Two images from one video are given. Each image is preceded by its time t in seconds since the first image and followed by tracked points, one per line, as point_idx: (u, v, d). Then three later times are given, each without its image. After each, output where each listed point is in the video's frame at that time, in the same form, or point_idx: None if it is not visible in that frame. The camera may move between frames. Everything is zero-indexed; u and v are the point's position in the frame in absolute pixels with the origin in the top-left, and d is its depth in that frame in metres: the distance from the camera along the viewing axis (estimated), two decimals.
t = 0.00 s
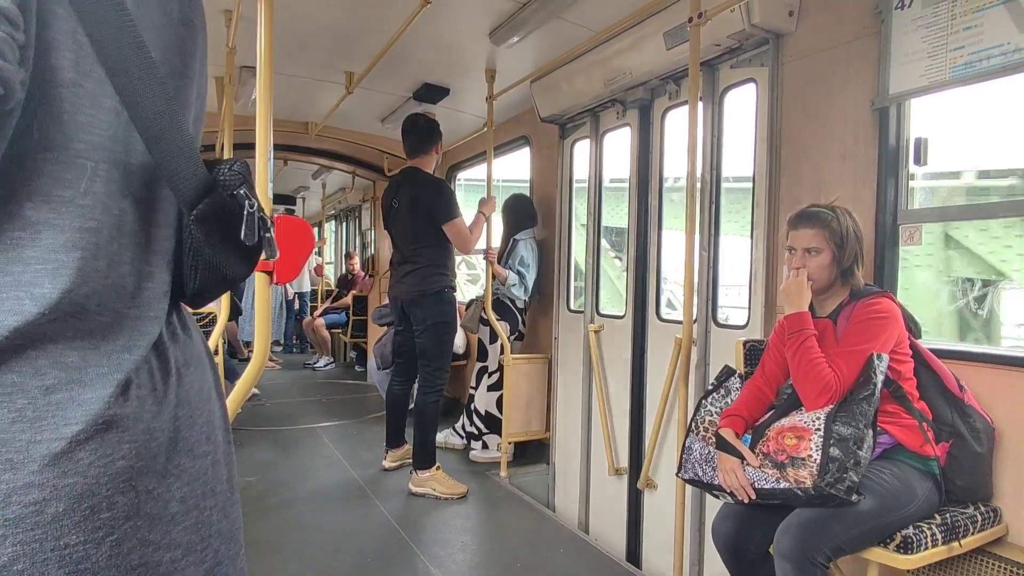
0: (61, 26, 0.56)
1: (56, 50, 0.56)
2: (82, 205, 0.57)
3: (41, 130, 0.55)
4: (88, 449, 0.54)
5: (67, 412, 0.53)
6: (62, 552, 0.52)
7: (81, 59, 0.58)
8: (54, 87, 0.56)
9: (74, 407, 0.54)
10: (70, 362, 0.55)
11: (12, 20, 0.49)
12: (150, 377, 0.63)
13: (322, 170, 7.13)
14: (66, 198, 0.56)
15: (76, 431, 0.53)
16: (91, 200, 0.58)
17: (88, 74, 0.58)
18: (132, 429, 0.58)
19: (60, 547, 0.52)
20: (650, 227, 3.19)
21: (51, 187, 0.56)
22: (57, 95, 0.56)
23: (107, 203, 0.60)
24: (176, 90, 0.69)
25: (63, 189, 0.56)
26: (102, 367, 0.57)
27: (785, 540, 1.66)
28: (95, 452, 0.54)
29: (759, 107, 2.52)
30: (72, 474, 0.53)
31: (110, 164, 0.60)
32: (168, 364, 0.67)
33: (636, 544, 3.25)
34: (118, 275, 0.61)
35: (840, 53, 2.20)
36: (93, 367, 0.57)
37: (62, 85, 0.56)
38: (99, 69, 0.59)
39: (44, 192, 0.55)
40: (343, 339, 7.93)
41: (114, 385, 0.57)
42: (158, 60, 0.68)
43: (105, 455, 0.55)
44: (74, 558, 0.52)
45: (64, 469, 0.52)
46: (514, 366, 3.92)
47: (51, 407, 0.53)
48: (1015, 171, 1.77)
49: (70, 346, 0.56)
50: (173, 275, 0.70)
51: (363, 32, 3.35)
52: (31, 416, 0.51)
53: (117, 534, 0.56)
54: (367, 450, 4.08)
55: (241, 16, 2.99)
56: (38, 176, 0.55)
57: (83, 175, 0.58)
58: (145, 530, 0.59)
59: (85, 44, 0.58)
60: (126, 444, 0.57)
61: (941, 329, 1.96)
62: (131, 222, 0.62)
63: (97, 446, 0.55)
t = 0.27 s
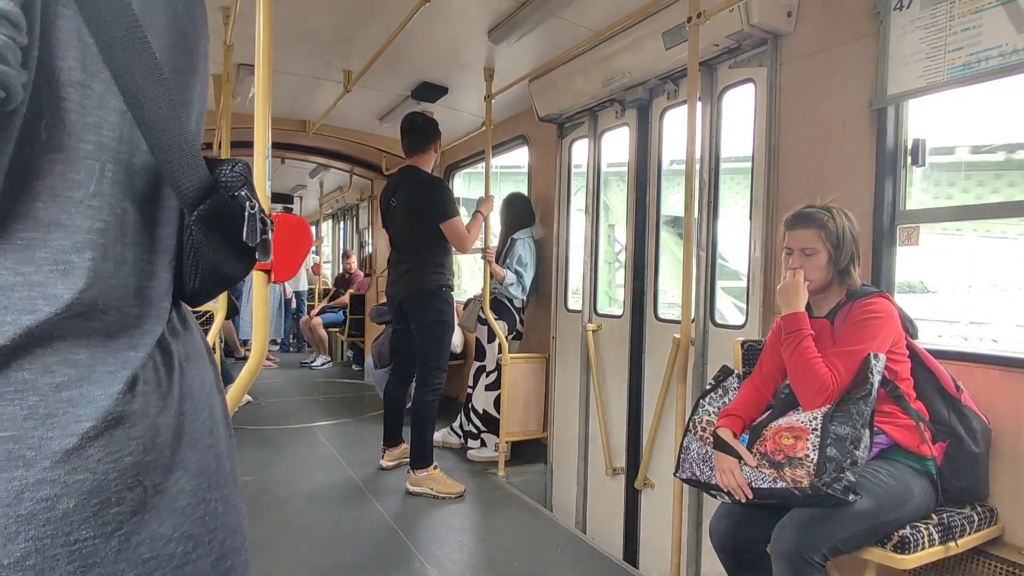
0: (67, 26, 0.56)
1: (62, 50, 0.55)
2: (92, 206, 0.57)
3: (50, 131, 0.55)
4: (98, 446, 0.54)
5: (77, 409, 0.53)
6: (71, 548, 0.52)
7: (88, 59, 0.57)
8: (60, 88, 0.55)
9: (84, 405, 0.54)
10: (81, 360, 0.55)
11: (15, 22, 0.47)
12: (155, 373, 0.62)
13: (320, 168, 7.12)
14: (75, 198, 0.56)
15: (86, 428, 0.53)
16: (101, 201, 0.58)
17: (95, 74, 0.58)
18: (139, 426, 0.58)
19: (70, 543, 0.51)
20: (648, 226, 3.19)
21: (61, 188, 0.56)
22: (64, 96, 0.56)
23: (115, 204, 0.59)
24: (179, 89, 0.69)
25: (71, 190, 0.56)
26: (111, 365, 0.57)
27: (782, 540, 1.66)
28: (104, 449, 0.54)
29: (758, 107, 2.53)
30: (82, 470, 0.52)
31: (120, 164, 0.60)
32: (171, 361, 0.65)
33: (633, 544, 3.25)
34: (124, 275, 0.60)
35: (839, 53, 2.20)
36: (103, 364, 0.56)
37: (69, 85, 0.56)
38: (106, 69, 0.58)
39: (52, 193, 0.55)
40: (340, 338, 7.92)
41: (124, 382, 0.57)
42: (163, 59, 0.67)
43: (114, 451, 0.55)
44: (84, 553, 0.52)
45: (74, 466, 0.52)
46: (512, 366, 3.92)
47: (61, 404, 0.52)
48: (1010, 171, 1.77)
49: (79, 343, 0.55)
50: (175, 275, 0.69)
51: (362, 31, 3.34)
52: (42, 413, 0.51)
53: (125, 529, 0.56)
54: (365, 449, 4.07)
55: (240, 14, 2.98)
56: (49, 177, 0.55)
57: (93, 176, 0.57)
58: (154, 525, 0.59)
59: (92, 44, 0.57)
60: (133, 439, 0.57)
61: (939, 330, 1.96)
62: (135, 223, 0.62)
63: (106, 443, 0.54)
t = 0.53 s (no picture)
0: (64, 23, 0.55)
1: (60, 47, 0.54)
2: (86, 204, 0.56)
3: (45, 129, 0.54)
4: (90, 444, 0.53)
5: (69, 408, 0.52)
6: (63, 547, 0.50)
7: (83, 59, 0.56)
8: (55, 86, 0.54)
9: (77, 403, 0.53)
10: (72, 358, 0.54)
11: (13, 22, 0.47)
12: (146, 372, 0.62)
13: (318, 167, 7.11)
14: (68, 196, 0.55)
15: (77, 427, 0.52)
16: (95, 199, 0.57)
17: (90, 73, 0.57)
18: (130, 425, 0.57)
19: (62, 541, 0.50)
20: (646, 226, 3.19)
21: (54, 186, 0.55)
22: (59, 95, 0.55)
23: (108, 202, 0.59)
24: (175, 88, 0.69)
25: (65, 189, 0.55)
26: (103, 364, 0.56)
27: (778, 539, 1.66)
28: (96, 448, 0.54)
29: (756, 107, 2.53)
30: (72, 469, 0.52)
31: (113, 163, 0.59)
32: (163, 360, 0.65)
33: (630, 543, 3.26)
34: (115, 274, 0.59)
35: (836, 53, 2.20)
36: (95, 363, 0.55)
37: (64, 83, 0.55)
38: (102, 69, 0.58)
39: (45, 190, 0.54)
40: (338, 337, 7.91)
41: (117, 382, 0.57)
42: (159, 57, 0.66)
43: (105, 450, 0.54)
44: (76, 551, 0.51)
45: (65, 466, 0.51)
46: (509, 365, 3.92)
47: (52, 403, 0.51)
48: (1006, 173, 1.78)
49: (71, 342, 0.54)
50: (167, 272, 0.69)
51: (360, 29, 3.34)
52: (33, 411, 0.50)
53: (117, 527, 0.55)
54: (362, 448, 4.07)
55: (237, 12, 2.97)
56: (43, 175, 0.54)
57: (86, 175, 0.57)
58: (145, 524, 0.58)
59: (88, 43, 0.57)
60: (125, 438, 0.57)
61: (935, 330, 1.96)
62: (128, 222, 0.61)
63: (98, 442, 0.54)
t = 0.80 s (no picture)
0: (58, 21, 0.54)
1: (54, 47, 0.54)
2: (77, 206, 0.56)
3: (38, 131, 0.54)
4: (81, 443, 0.53)
5: (59, 406, 0.52)
6: (56, 545, 0.50)
7: (77, 59, 0.56)
8: (51, 88, 0.54)
9: (66, 401, 0.52)
10: (63, 357, 0.53)
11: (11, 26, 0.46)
12: (137, 370, 0.62)
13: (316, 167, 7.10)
14: (59, 197, 0.55)
15: (68, 426, 0.52)
16: (86, 198, 0.57)
17: (84, 73, 0.57)
18: (121, 424, 0.57)
19: (54, 539, 0.50)
20: (644, 226, 3.19)
21: (45, 186, 0.54)
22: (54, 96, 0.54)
23: (99, 200, 0.58)
24: (169, 85, 0.68)
25: (57, 189, 0.55)
26: (93, 362, 0.56)
27: (775, 540, 1.66)
28: (87, 447, 0.53)
29: (755, 107, 2.54)
30: (64, 468, 0.51)
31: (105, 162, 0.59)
32: (154, 359, 0.65)
33: (627, 543, 3.26)
34: (106, 273, 0.59)
35: (834, 53, 2.21)
36: (85, 361, 0.55)
37: (59, 84, 0.54)
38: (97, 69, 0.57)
39: (39, 192, 0.53)
40: (335, 337, 7.91)
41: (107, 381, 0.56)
42: (152, 55, 0.66)
43: (96, 448, 0.54)
44: (67, 549, 0.50)
45: (57, 464, 0.51)
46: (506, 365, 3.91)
47: (43, 401, 0.51)
48: (1002, 175, 1.78)
49: (61, 342, 0.54)
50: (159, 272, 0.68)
51: (358, 28, 3.33)
52: (24, 410, 0.49)
53: (110, 525, 0.55)
54: (359, 448, 4.06)
55: (234, 11, 2.96)
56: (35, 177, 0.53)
57: (79, 176, 0.56)
58: (136, 523, 0.57)
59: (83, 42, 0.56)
60: (117, 437, 0.56)
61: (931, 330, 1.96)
62: (119, 222, 0.61)
63: (89, 440, 0.53)
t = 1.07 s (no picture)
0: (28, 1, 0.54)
1: (23, 24, 0.53)
2: (45, 185, 0.55)
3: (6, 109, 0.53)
4: (55, 453, 0.52)
5: (33, 413, 0.51)
6: (29, 561, 0.49)
7: (49, 39, 0.55)
8: (19, 66, 0.53)
9: (40, 409, 0.52)
10: (37, 360, 0.53)
11: None
12: (124, 375, 0.61)
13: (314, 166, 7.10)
14: (27, 179, 0.54)
15: (41, 435, 0.51)
16: (60, 188, 0.56)
17: (57, 54, 0.56)
18: (103, 433, 0.57)
19: (27, 556, 0.49)
20: (642, 225, 3.19)
21: (15, 168, 0.53)
22: (19, 72, 0.53)
23: (81, 195, 0.58)
24: (160, 82, 0.68)
25: (24, 170, 0.54)
26: (73, 368, 0.55)
27: (773, 539, 1.66)
28: (63, 456, 0.52)
29: (751, 107, 2.53)
30: (38, 480, 0.50)
31: (88, 155, 0.58)
32: (145, 365, 0.65)
33: (625, 542, 3.26)
34: (85, 269, 0.59)
35: (831, 53, 2.21)
36: (63, 367, 0.54)
37: (27, 62, 0.54)
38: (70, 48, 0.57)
39: (12, 177, 0.53)
40: (334, 336, 7.90)
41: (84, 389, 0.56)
42: (141, 51, 0.66)
43: (73, 458, 0.53)
44: (42, 566, 0.50)
45: (30, 475, 0.50)
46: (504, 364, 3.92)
47: (17, 408, 0.50)
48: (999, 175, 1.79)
49: (38, 345, 0.53)
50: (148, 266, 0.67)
51: (355, 27, 3.33)
52: None
53: (92, 539, 0.54)
54: (357, 447, 4.06)
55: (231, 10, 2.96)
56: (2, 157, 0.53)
57: (48, 158, 0.55)
58: (120, 538, 0.57)
59: (56, 23, 0.56)
60: (98, 447, 0.56)
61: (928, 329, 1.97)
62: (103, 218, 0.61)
63: (66, 449, 0.53)
